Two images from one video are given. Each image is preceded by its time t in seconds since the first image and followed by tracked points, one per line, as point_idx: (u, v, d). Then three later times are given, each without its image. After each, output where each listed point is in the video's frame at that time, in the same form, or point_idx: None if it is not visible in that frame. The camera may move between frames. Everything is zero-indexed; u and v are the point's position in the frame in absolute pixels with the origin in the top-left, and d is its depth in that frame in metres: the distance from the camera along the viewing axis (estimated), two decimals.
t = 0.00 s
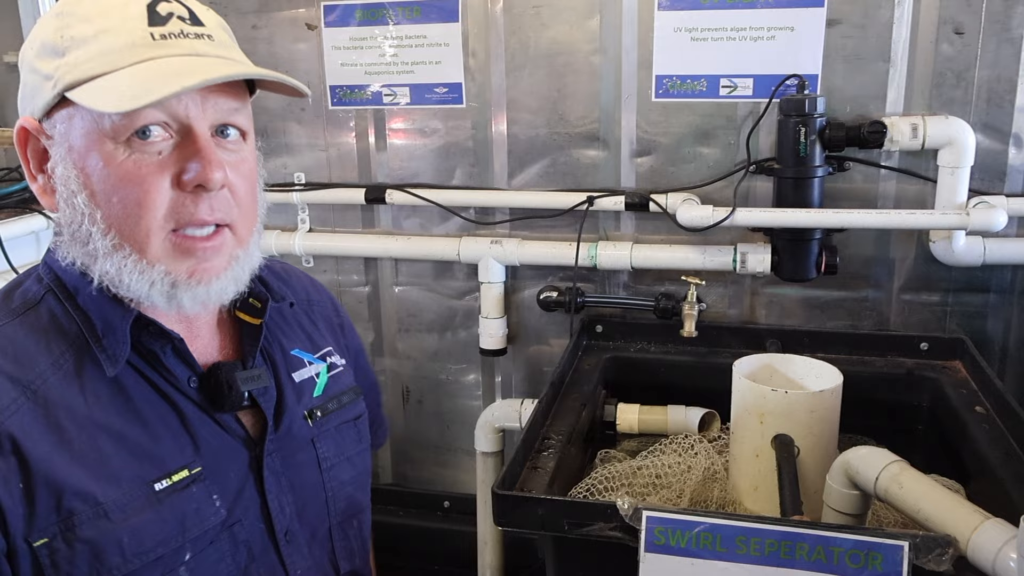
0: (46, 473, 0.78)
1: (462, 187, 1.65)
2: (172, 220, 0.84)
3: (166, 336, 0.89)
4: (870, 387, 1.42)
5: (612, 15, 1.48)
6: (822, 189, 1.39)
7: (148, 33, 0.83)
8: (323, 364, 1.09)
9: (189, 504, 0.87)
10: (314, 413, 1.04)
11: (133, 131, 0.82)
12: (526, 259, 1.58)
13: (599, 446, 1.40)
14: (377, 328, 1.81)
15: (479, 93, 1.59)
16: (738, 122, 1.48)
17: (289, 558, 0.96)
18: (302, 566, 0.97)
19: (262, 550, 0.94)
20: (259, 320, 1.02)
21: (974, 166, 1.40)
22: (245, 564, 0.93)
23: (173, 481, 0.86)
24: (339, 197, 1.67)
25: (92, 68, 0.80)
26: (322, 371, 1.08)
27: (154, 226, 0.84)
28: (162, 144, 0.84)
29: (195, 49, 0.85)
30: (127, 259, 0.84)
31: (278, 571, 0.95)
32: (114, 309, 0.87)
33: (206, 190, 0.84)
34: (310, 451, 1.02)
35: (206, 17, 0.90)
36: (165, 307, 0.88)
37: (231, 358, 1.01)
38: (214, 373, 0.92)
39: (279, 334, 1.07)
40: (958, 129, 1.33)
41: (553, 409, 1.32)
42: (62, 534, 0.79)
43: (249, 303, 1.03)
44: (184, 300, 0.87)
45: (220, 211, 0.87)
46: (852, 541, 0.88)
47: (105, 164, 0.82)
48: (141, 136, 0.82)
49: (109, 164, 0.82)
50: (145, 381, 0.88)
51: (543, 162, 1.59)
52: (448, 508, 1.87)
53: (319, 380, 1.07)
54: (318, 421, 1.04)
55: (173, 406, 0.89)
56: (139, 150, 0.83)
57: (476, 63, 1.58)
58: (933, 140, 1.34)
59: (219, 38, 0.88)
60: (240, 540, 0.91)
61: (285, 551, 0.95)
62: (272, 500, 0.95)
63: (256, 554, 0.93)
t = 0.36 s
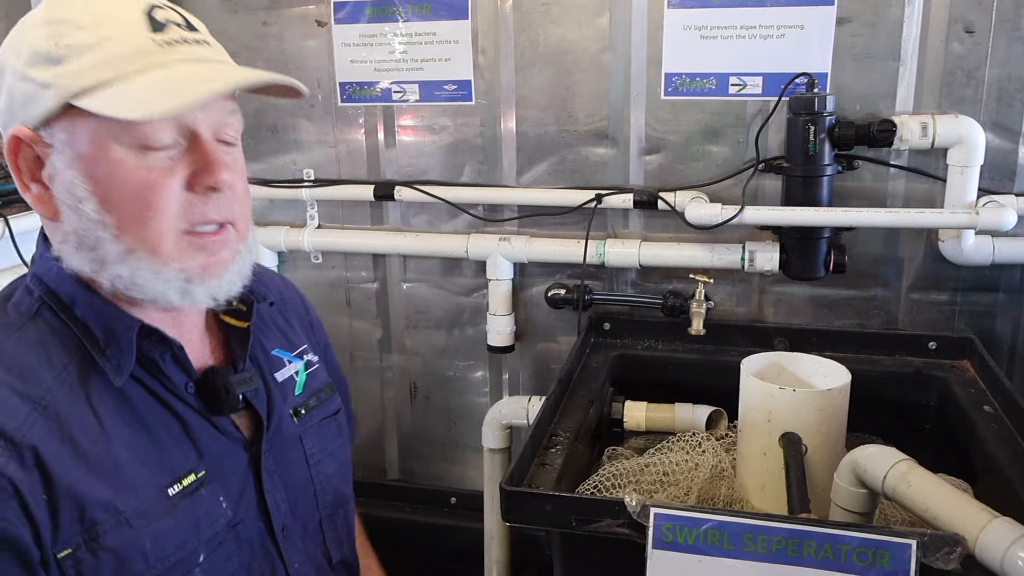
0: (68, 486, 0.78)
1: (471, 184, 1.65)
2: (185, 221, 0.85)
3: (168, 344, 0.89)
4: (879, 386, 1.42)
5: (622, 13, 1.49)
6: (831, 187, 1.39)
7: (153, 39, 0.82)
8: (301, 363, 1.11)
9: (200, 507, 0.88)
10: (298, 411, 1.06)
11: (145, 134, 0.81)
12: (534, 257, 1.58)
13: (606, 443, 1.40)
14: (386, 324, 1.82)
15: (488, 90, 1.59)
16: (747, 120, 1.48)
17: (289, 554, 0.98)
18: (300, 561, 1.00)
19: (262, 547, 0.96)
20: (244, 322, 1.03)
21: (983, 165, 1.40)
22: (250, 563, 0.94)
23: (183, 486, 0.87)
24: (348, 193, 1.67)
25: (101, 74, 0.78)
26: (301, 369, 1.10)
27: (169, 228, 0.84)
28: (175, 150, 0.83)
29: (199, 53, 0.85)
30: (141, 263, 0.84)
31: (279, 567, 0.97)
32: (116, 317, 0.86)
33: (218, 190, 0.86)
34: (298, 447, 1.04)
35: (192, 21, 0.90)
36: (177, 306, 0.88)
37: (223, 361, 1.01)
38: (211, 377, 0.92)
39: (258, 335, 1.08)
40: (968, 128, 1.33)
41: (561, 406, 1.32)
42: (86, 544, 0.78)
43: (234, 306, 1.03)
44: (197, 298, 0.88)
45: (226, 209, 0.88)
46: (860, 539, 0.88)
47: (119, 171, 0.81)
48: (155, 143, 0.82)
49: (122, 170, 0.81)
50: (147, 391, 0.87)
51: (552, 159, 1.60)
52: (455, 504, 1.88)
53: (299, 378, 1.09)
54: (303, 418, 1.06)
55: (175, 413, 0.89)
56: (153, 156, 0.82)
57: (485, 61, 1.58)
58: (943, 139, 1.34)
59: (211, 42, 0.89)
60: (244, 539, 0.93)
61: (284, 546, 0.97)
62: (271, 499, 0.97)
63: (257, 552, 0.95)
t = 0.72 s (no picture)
0: (77, 479, 0.79)
1: (479, 182, 1.66)
2: (222, 223, 0.92)
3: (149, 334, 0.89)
4: (887, 383, 1.42)
5: (629, 11, 1.49)
6: (839, 184, 1.39)
7: (206, 57, 0.87)
8: (264, 346, 1.14)
9: (203, 487, 0.89)
10: (272, 390, 1.10)
11: (199, 145, 0.86)
12: (542, 254, 1.59)
13: (614, 440, 1.41)
14: (394, 322, 1.82)
15: (495, 88, 1.60)
16: (755, 118, 1.48)
17: (285, 529, 1.00)
18: (296, 532, 1.02)
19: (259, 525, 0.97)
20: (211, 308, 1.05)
21: (992, 162, 1.40)
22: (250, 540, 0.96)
23: (184, 469, 0.88)
24: (356, 192, 1.68)
25: (171, 91, 0.82)
26: (264, 351, 1.14)
27: (213, 230, 0.91)
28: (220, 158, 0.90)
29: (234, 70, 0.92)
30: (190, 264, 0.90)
31: (277, 540, 0.99)
32: (97, 309, 0.85)
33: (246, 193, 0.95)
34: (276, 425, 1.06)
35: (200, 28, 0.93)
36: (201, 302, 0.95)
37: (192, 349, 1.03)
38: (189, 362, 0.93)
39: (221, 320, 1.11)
40: (976, 125, 1.33)
41: (569, 403, 1.33)
42: (102, 532, 0.80)
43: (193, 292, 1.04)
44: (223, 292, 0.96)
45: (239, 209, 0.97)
46: (869, 535, 0.88)
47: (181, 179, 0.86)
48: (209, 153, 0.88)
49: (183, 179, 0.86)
50: (131, 382, 0.87)
51: (560, 157, 1.60)
52: (463, 501, 1.88)
53: (264, 360, 1.13)
54: (277, 396, 1.10)
55: (160, 399, 0.89)
56: (207, 165, 0.88)
57: (493, 59, 1.58)
58: (951, 136, 1.34)
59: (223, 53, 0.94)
60: (241, 517, 0.95)
61: (279, 522, 0.99)
62: (261, 476, 0.98)
63: (255, 529, 0.97)
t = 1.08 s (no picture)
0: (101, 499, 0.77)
1: (483, 179, 1.66)
2: (211, 239, 0.92)
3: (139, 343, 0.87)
4: (891, 377, 1.42)
5: (632, 8, 1.49)
6: (842, 179, 1.40)
7: (210, 82, 0.85)
8: (221, 336, 1.12)
9: (208, 482, 0.90)
10: (242, 378, 1.09)
11: (202, 170, 0.85)
12: (546, 251, 1.59)
13: (618, 435, 1.41)
14: (398, 320, 1.83)
15: (499, 85, 1.60)
16: (758, 113, 1.48)
17: (282, 510, 1.03)
18: (291, 513, 1.04)
19: (260, 509, 1.00)
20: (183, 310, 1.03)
21: (996, 156, 1.40)
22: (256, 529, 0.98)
23: (188, 469, 0.89)
24: (361, 189, 1.68)
25: (186, 120, 0.81)
26: (223, 341, 1.12)
27: (205, 248, 0.91)
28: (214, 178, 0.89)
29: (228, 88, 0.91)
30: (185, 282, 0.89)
31: (278, 523, 1.02)
32: (91, 324, 0.82)
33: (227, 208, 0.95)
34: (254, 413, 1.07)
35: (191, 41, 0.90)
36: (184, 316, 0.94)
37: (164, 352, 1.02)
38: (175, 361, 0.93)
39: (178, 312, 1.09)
40: (979, 120, 1.33)
41: (573, 400, 1.33)
42: (127, 544, 0.80)
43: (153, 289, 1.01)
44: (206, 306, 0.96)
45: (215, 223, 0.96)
46: (872, 529, 0.89)
47: (186, 202, 0.85)
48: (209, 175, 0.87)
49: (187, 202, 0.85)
50: (124, 392, 0.86)
51: (563, 154, 1.60)
52: (468, 498, 1.89)
53: (226, 350, 1.11)
54: (249, 384, 1.09)
55: (149, 400, 0.89)
56: (207, 186, 0.87)
57: (496, 56, 1.59)
58: (954, 131, 1.34)
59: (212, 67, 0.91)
60: (244, 505, 0.96)
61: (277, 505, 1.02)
62: (254, 463, 1.00)
63: (258, 514, 0.99)
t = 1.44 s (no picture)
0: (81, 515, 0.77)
1: (484, 179, 1.67)
2: (204, 247, 0.90)
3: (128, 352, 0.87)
4: (892, 376, 1.43)
5: (632, 8, 1.49)
6: (843, 178, 1.40)
7: (201, 86, 0.84)
8: (225, 337, 1.12)
9: (194, 496, 0.91)
10: (243, 383, 1.09)
11: (190, 178, 0.84)
12: (547, 251, 1.60)
13: (619, 434, 1.41)
14: (400, 319, 1.84)
15: (500, 85, 1.61)
16: (759, 113, 1.48)
17: (272, 518, 1.03)
18: (281, 521, 1.05)
19: (248, 518, 1.00)
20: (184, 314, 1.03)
21: (996, 156, 1.40)
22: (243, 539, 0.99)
23: (174, 482, 0.89)
24: (362, 189, 1.69)
25: (172, 127, 0.80)
26: (227, 343, 1.12)
27: (196, 256, 0.89)
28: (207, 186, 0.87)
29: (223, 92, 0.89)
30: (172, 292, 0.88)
31: (267, 532, 1.02)
32: (79, 336, 0.82)
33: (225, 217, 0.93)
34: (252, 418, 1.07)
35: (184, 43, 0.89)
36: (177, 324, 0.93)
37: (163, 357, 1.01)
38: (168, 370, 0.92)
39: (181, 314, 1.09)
40: (980, 119, 1.33)
41: (574, 399, 1.34)
42: (106, 559, 0.80)
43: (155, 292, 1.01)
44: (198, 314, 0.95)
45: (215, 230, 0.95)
46: (872, 528, 0.89)
47: (172, 212, 0.83)
48: (198, 183, 0.85)
49: (173, 211, 0.83)
50: (113, 401, 0.87)
51: (565, 154, 1.61)
52: (470, 497, 1.90)
53: (229, 353, 1.11)
54: (249, 388, 1.10)
55: (141, 412, 0.89)
56: (197, 195, 0.86)
57: (497, 56, 1.59)
58: (954, 130, 1.34)
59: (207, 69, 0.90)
60: (232, 516, 0.97)
61: (267, 514, 1.02)
62: (245, 472, 1.01)
63: (246, 523, 0.99)
